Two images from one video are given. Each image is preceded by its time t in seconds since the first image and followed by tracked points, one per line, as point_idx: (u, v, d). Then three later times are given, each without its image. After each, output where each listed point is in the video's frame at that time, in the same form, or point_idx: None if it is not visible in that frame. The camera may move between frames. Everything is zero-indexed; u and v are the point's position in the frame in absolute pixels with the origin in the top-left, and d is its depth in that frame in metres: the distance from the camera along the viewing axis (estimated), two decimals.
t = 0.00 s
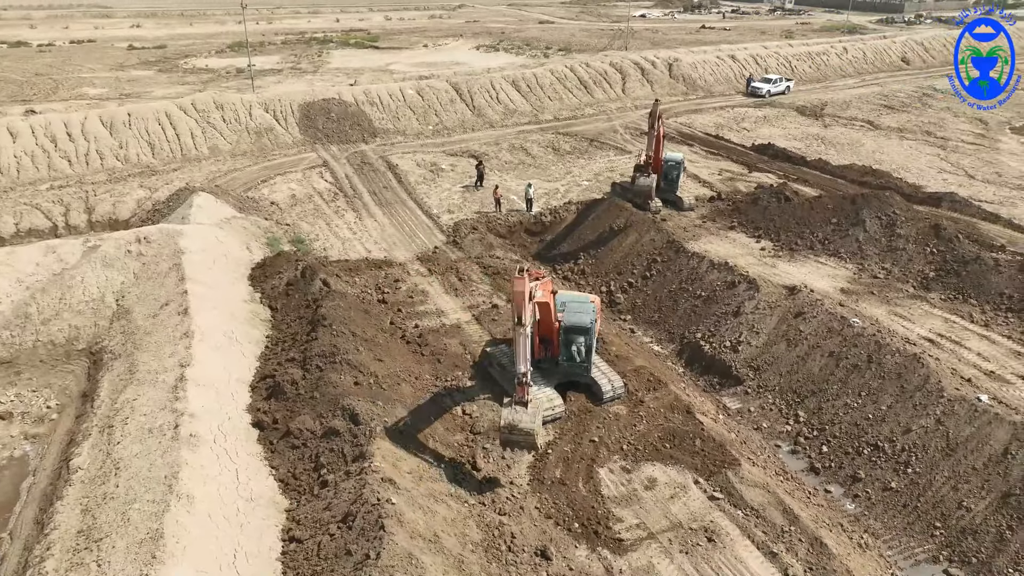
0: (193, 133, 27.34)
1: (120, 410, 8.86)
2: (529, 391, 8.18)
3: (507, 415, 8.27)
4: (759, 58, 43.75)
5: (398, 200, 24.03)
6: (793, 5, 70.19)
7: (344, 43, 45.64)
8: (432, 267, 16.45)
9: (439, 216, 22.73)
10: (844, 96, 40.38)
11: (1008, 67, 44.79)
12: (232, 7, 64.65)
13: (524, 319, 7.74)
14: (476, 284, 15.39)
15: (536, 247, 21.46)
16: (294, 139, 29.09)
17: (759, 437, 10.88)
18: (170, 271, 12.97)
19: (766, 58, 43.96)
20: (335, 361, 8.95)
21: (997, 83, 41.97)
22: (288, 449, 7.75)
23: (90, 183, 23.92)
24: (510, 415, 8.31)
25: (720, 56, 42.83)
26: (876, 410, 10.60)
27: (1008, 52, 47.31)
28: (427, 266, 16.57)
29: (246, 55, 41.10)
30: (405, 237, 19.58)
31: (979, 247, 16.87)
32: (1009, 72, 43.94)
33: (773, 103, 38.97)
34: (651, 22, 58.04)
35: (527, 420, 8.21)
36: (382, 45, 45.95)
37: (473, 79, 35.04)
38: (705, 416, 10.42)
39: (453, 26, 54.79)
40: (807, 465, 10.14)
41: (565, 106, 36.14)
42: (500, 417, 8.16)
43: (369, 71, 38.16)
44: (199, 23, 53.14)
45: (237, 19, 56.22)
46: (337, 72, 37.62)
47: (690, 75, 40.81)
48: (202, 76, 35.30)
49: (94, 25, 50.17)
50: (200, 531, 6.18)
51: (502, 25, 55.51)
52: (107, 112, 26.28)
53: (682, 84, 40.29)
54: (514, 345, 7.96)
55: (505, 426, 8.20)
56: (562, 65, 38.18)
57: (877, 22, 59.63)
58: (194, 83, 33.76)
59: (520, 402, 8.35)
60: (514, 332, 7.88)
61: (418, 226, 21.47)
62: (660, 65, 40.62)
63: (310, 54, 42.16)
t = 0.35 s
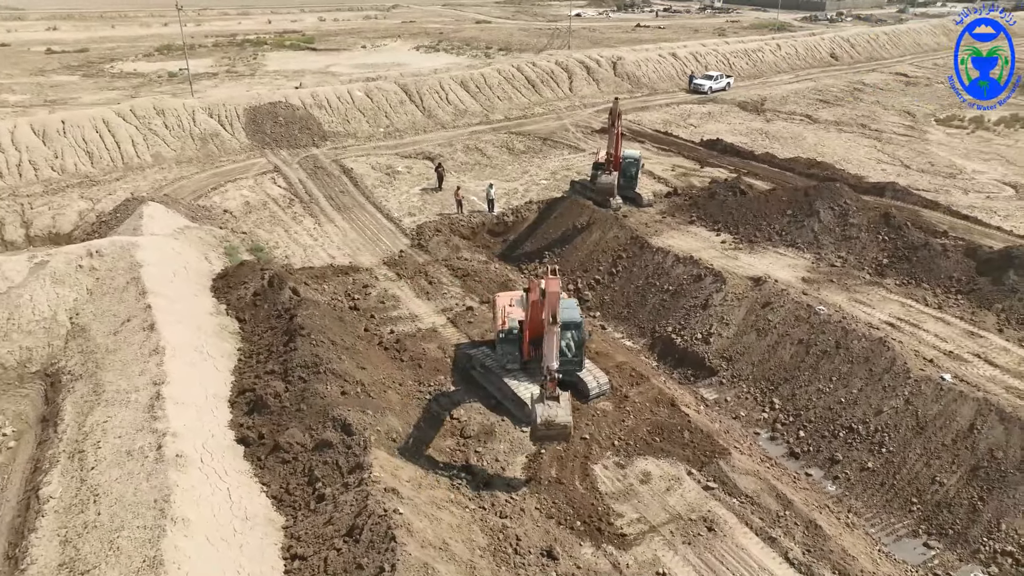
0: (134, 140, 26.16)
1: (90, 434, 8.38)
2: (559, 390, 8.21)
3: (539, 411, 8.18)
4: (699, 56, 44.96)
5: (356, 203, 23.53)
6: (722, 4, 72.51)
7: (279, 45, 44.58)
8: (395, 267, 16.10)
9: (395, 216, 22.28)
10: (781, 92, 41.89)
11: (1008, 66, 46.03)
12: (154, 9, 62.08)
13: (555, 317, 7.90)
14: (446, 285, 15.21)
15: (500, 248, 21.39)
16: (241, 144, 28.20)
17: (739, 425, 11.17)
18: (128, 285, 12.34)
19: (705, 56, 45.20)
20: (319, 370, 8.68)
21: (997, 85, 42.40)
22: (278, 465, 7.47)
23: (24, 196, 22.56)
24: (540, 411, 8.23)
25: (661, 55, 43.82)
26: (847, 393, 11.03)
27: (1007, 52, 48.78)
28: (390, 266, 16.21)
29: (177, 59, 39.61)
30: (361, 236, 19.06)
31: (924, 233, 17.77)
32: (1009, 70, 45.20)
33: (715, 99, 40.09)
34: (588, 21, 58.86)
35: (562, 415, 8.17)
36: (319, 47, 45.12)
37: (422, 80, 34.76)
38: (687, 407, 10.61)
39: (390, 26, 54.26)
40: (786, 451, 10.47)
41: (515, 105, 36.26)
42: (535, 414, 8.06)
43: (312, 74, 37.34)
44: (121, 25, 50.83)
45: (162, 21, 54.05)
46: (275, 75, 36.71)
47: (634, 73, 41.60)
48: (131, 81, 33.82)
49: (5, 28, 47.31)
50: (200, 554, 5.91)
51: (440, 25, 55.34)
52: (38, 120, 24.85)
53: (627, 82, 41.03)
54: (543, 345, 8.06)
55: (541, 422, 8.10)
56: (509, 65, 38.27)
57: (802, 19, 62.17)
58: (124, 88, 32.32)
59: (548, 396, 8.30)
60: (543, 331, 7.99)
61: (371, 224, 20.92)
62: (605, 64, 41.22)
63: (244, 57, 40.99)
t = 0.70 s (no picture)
0: (84, 149, 25.09)
1: (71, 457, 7.97)
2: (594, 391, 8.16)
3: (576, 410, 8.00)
4: (652, 55, 45.73)
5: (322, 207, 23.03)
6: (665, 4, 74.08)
7: (223, 47, 43.44)
8: (371, 271, 15.81)
9: (362, 217, 21.84)
10: (733, 89, 42.96)
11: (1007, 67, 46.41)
12: (83, 10, 59.52)
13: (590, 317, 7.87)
14: (426, 288, 15.00)
15: (474, 249, 21.31)
16: (198, 150, 27.34)
17: (726, 417, 11.39)
18: (95, 299, 11.77)
19: (658, 54, 45.99)
20: (313, 381, 8.44)
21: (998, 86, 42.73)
22: (279, 480, 7.23)
23: None
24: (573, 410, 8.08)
25: (615, 53, 44.41)
26: (829, 381, 11.38)
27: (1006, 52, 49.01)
28: (366, 270, 15.91)
29: (116, 63, 38.12)
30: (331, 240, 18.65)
31: (887, 224, 18.42)
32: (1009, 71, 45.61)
33: (671, 97, 40.82)
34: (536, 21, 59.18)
35: (597, 411, 8.09)
36: (265, 49, 44.12)
37: (380, 82, 34.38)
38: (677, 401, 10.76)
39: (336, 28, 53.45)
40: (774, 440, 10.73)
41: (474, 106, 36.21)
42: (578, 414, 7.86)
43: (265, 77, 36.49)
44: (51, 28, 48.58)
45: (96, 23, 51.93)
46: (223, 78, 35.71)
47: (590, 72, 42.06)
48: (70, 87, 32.39)
49: None
50: None
51: (387, 26, 54.87)
52: None
53: (583, 81, 41.46)
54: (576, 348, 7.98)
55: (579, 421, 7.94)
56: (467, 65, 38.17)
57: (744, 18, 63.86)
58: (63, 94, 30.92)
59: (582, 394, 8.14)
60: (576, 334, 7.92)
61: (340, 226, 20.48)
62: (561, 63, 41.48)
63: (187, 60, 39.74)
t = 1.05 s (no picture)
0: (39, 156, 24.13)
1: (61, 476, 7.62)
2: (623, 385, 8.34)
3: (612, 408, 8.25)
4: (613, 54, 46.20)
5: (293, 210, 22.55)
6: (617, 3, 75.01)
7: (172, 50, 42.24)
8: (353, 275, 15.53)
9: (336, 219, 21.41)
10: (693, 87, 43.70)
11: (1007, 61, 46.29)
12: (17, 12, 56.89)
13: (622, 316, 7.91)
14: (410, 290, 14.81)
15: (453, 251, 21.20)
16: (160, 156, 26.54)
17: (719, 411, 11.58)
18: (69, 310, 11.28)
19: (619, 54, 46.49)
20: (312, 389, 8.26)
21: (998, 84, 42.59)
22: (285, 493, 7.05)
23: None
24: (605, 407, 8.32)
25: (577, 53, 44.72)
26: (816, 371, 11.67)
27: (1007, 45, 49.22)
28: (346, 274, 15.63)
29: (61, 67, 36.67)
30: (307, 245, 18.21)
31: (858, 217, 18.95)
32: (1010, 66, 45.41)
33: (634, 96, 41.29)
34: (491, 21, 59.14)
35: (629, 404, 8.42)
36: (216, 51, 43.10)
37: (344, 84, 33.96)
38: (671, 396, 10.86)
39: (288, 29, 52.52)
40: (767, 432, 10.97)
41: (440, 107, 36.02)
42: (618, 413, 8.14)
43: (223, 80, 35.61)
44: None
45: (34, 26, 49.77)
46: (176, 81, 34.73)
47: (552, 72, 42.29)
48: (13, 92, 31.05)
49: None
50: None
51: (341, 27, 54.12)
52: None
53: (546, 81, 41.67)
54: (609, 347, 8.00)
55: (616, 418, 8.26)
56: (430, 66, 37.95)
57: (695, 16, 65.03)
58: (8, 99, 29.62)
59: (613, 390, 8.37)
60: (608, 333, 7.93)
61: (313, 230, 20.05)
62: (523, 63, 41.57)
63: (136, 63, 38.50)
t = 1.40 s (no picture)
0: None
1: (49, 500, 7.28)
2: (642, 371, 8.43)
3: (636, 395, 8.35)
4: (572, 54, 46.56)
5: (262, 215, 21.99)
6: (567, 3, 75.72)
7: (116, 53, 40.83)
8: (333, 280, 15.24)
9: (307, 222, 20.94)
10: (653, 85, 44.34)
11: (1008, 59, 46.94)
12: None
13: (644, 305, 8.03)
14: (394, 294, 14.61)
15: (429, 252, 21.01)
16: (118, 163, 25.63)
17: (709, 405, 11.76)
18: (40, 323, 10.76)
19: (578, 53, 46.87)
20: (311, 399, 8.08)
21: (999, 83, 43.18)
22: (294, 506, 6.89)
23: None
24: (627, 394, 8.38)
25: (537, 53, 44.92)
26: (801, 363, 11.98)
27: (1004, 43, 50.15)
28: (325, 279, 15.33)
29: None
30: (283, 252, 17.69)
31: (827, 211, 19.49)
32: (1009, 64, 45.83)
33: (596, 95, 41.69)
34: (445, 21, 58.88)
35: (650, 390, 8.58)
36: (164, 54, 41.86)
37: (307, 87, 33.45)
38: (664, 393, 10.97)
39: (237, 31, 51.29)
40: (757, 424, 11.21)
41: (405, 109, 35.74)
42: (643, 400, 8.27)
43: (178, 84, 34.61)
44: None
45: None
46: (126, 86, 33.61)
47: (514, 72, 42.39)
48: None
49: None
50: None
51: (292, 29, 53.17)
52: None
53: (509, 81, 41.73)
54: (631, 336, 8.08)
55: (639, 405, 8.38)
56: (392, 67, 37.62)
57: (646, 16, 66.00)
58: None
59: (635, 378, 8.46)
60: (632, 323, 8.00)
61: (285, 235, 19.60)
62: (485, 63, 41.54)
63: (80, 67, 37.09)
